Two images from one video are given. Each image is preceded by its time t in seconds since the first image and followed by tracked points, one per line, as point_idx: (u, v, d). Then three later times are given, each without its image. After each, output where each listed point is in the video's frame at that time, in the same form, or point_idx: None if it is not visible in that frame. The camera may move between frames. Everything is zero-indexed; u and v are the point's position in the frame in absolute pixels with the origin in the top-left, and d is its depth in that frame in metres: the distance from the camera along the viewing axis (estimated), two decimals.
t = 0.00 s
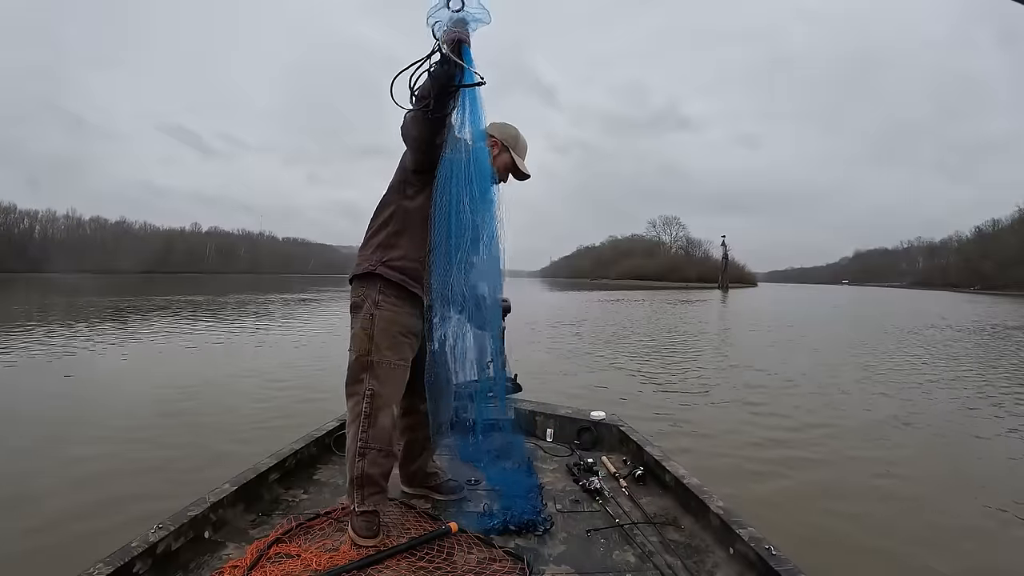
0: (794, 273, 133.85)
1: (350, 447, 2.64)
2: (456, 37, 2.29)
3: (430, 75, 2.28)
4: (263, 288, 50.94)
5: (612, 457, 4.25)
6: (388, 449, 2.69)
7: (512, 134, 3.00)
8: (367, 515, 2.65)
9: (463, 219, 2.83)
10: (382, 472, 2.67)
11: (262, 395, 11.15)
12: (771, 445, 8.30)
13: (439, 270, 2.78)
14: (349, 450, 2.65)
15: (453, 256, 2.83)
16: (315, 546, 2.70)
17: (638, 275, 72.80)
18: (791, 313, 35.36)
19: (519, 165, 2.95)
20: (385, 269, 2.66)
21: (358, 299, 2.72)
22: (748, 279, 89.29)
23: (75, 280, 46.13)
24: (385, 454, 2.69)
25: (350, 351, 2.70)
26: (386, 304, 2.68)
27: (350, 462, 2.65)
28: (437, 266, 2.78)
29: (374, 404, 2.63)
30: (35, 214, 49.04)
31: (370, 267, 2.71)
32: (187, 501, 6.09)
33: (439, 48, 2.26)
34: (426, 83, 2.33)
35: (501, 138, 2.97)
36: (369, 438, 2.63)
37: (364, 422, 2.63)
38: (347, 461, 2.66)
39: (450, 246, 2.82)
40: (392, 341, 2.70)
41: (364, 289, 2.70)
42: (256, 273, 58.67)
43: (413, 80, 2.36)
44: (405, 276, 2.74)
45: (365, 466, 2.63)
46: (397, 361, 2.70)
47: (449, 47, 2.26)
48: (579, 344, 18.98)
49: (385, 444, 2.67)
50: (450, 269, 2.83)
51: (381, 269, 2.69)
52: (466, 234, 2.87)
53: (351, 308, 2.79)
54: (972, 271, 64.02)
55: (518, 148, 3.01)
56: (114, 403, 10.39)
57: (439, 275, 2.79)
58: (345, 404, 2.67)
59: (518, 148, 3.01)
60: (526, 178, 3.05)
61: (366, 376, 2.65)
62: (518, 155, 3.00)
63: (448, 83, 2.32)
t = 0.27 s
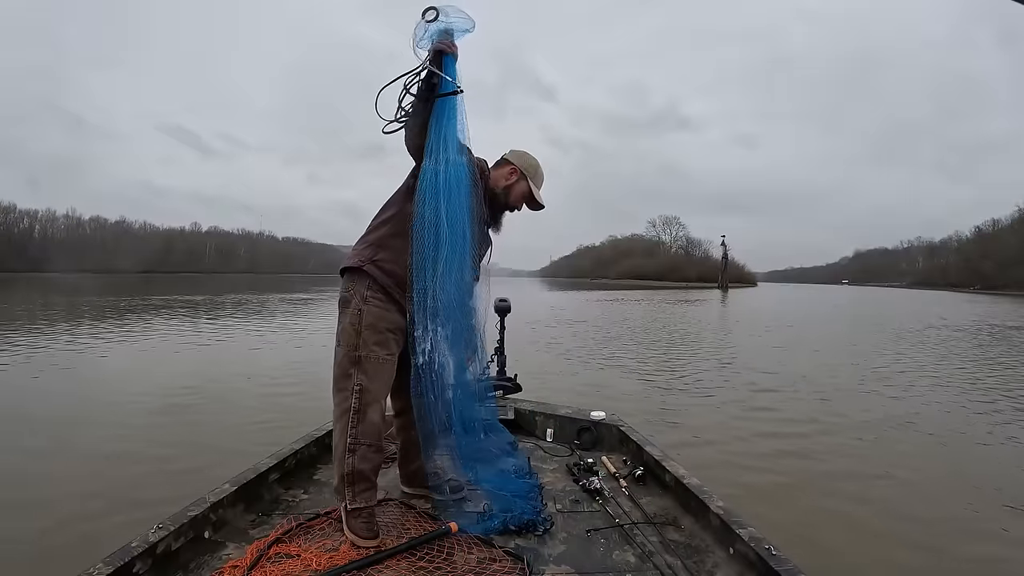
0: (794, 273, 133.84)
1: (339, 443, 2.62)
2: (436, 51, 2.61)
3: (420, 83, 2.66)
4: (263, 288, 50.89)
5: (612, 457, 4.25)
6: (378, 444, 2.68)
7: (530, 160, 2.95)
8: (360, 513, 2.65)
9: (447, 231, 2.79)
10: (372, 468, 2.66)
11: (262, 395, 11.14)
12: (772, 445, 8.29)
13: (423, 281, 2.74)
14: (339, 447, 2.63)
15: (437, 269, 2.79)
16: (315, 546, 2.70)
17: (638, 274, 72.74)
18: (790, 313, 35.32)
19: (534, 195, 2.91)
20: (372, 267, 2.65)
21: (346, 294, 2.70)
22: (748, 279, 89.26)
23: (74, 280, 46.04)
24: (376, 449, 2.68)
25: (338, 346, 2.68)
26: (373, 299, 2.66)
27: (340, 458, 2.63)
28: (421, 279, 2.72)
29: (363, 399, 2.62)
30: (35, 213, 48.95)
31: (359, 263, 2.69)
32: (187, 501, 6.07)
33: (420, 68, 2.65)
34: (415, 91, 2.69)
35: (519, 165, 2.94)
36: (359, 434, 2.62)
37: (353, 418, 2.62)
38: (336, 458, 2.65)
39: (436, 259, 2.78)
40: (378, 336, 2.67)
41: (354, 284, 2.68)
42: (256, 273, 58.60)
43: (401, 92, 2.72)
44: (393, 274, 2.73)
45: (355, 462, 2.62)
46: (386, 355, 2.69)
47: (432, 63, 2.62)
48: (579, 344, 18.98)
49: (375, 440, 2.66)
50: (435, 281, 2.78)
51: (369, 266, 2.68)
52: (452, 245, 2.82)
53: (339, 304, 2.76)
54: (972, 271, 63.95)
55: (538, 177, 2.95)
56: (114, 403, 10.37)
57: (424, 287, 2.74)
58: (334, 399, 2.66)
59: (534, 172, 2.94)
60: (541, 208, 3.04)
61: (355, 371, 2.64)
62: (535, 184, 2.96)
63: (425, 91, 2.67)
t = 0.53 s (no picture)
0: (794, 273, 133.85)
1: (329, 444, 2.62)
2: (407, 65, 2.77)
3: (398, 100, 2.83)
4: (262, 288, 50.86)
5: (612, 457, 4.25)
6: (369, 445, 2.68)
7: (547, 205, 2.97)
8: (354, 513, 2.65)
9: (429, 239, 2.70)
10: (363, 468, 2.66)
11: (262, 395, 11.13)
12: (772, 444, 8.29)
13: (403, 290, 2.69)
14: (329, 447, 2.63)
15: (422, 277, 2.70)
16: (314, 546, 2.70)
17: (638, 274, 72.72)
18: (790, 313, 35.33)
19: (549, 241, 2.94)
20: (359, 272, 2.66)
21: (335, 297, 2.70)
22: (747, 279, 89.22)
23: (74, 280, 46.00)
24: (367, 450, 2.67)
25: (327, 347, 2.68)
26: (362, 301, 2.67)
27: (330, 459, 2.62)
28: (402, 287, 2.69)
29: (354, 400, 2.63)
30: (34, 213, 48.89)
31: (348, 265, 2.70)
32: (187, 501, 6.07)
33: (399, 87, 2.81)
34: (398, 106, 2.86)
35: (535, 209, 2.95)
36: (350, 434, 2.62)
37: (343, 419, 2.62)
38: (327, 459, 2.64)
39: (419, 270, 2.69)
40: (365, 338, 2.68)
41: (343, 285, 2.69)
42: (256, 273, 58.56)
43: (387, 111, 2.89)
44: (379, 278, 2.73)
45: (346, 463, 2.62)
46: (375, 355, 2.70)
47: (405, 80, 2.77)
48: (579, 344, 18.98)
49: (366, 440, 2.66)
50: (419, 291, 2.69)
51: (357, 270, 2.69)
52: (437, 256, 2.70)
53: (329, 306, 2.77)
54: (972, 271, 63.92)
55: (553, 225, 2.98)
56: (114, 403, 10.36)
57: (405, 296, 2.69)
58: (323, 400, 2.65)
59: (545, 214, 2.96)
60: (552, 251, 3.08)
61: (345, 371, 2.64)
62: (550, 230, 2.99)
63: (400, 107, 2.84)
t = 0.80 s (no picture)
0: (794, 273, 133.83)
1: (326, 443, 2.62)
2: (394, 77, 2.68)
3: (386, 113, 2.74)
4: (262, 288, 50.89)
5: (612, 457, 4.25)
6: (365, 444, 2.67)
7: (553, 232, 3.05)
8: (352, 512, 2.65)
9: (409, 243, 2.72)
10: (360, 468, 2.65)
11: (261, 395, 11.13)
12: (771, 444, 8.29)
13: (385, 291, 2.70)
14: (326, 447, 2.63)
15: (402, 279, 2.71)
16: (314, 546, 2.70)
17: (638, 274, 72.79)
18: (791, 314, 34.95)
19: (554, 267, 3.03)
20: (352, 274, 2.65)
21: (331, 298, 2.70)
22: (747, 279, 89.21)
23: (75, 280, 46.05)
24: (363, 450, 2.67)
25: (324, 346, 2.68)
26: (356, 302, 2.66)
27: (327, 459, 2.62)
28: (386, 289, 2.69)
29: (349, 399, 2.63)
30: (35, 214, 48.93)
31: (342, 267, 2.70)
32: (187, 501, 6.08)
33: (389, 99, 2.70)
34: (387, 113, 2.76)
35: (541, 235, 3.03)
36: (346, 434, 2.62)
37: (339, 418, 2.62)
38: (324, 458, 2.64)
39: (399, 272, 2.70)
40: (359, 339, 2.66)
41: (338, 287, 2.68)
42: (256, 273, 58.60)
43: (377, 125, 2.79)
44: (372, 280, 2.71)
45: (342, 462, 2.62)
46: (372, 355, 2.70)
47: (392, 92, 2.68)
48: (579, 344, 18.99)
49: (362, 440, 2.65)
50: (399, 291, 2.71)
51: (351, 272, 2.67)
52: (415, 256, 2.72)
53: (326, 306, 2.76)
54: (973, 270, 63.89)
55: (558, 252, 3.07)
56: (113, 403, 10.37)
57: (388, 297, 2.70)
58: (320, 399, 2.66)
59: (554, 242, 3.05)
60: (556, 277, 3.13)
61: (341, 371, 2.64)
62: (555, 256, 3.07)
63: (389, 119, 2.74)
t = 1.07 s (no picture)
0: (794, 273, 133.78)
1: (326, 443, 2.63)
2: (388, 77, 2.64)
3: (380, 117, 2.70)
4: (263, 288, 50.90)
5: (612, 457, 4.25)
6: (365, 444, 2.67)
7: (554, 230, 3.02)
8: (352, 512, 2.65)
9: (399, 246, 2.67)
10: (360, 468, 2.65)
11: (261, 395, 11.12)
12: (771, 444, 8.29)
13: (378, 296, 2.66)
14: (326, 447, 2.63)
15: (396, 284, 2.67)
16: (315, 546, 2.70)
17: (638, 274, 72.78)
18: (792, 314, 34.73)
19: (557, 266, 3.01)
20: (350, 276, 2.66)
21: (331, 299, 2.70)
22: (748, 279, 89.14)
23: (75, 280, 46.07)
24: (364, 449, 2.67)
25: (324, 347, 2.69)
26: (355, 302, 2.66)
27: (327, 459, 2.63)
28: (378, 293, 2.66)
29: (349, 399, 2.63)
30: (35, 214, 48.94)
31: (340, 268, 2.71)
32: (187, 501, 6.08)
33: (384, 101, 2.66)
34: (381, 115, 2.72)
35: (542, 234, 3.00)
36: (345, 434, 2.62)
37: (339, 417, 2.63)
38: (325, 458, 2.65)
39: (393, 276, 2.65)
40: (356, 341, 2.65)
41: (337, 287, 2.69)
42: (256, 273, 58.60)
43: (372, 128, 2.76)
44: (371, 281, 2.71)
45: (342, 462, 2.61)
46: (371, 355, 2.69)
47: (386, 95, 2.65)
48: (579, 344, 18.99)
49: (361, 440, 2.65)
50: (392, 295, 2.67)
51: (349, 273, 2.68)
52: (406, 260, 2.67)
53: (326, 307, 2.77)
54: (973, 270, 63.88)
55: (559, 250, 3.05)
56: (114, 403, 10.38)
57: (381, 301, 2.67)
58: (321, 401, 2.66)
59: (555, 241, 3.02)
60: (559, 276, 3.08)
61: (340, 371, 2.64)
62: (557, 254, 3.06)
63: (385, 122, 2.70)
